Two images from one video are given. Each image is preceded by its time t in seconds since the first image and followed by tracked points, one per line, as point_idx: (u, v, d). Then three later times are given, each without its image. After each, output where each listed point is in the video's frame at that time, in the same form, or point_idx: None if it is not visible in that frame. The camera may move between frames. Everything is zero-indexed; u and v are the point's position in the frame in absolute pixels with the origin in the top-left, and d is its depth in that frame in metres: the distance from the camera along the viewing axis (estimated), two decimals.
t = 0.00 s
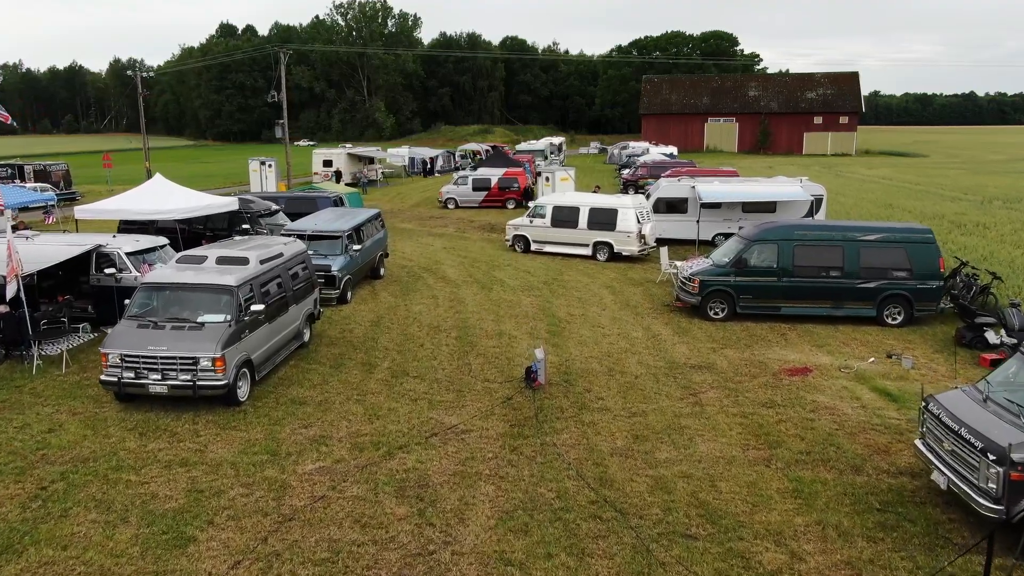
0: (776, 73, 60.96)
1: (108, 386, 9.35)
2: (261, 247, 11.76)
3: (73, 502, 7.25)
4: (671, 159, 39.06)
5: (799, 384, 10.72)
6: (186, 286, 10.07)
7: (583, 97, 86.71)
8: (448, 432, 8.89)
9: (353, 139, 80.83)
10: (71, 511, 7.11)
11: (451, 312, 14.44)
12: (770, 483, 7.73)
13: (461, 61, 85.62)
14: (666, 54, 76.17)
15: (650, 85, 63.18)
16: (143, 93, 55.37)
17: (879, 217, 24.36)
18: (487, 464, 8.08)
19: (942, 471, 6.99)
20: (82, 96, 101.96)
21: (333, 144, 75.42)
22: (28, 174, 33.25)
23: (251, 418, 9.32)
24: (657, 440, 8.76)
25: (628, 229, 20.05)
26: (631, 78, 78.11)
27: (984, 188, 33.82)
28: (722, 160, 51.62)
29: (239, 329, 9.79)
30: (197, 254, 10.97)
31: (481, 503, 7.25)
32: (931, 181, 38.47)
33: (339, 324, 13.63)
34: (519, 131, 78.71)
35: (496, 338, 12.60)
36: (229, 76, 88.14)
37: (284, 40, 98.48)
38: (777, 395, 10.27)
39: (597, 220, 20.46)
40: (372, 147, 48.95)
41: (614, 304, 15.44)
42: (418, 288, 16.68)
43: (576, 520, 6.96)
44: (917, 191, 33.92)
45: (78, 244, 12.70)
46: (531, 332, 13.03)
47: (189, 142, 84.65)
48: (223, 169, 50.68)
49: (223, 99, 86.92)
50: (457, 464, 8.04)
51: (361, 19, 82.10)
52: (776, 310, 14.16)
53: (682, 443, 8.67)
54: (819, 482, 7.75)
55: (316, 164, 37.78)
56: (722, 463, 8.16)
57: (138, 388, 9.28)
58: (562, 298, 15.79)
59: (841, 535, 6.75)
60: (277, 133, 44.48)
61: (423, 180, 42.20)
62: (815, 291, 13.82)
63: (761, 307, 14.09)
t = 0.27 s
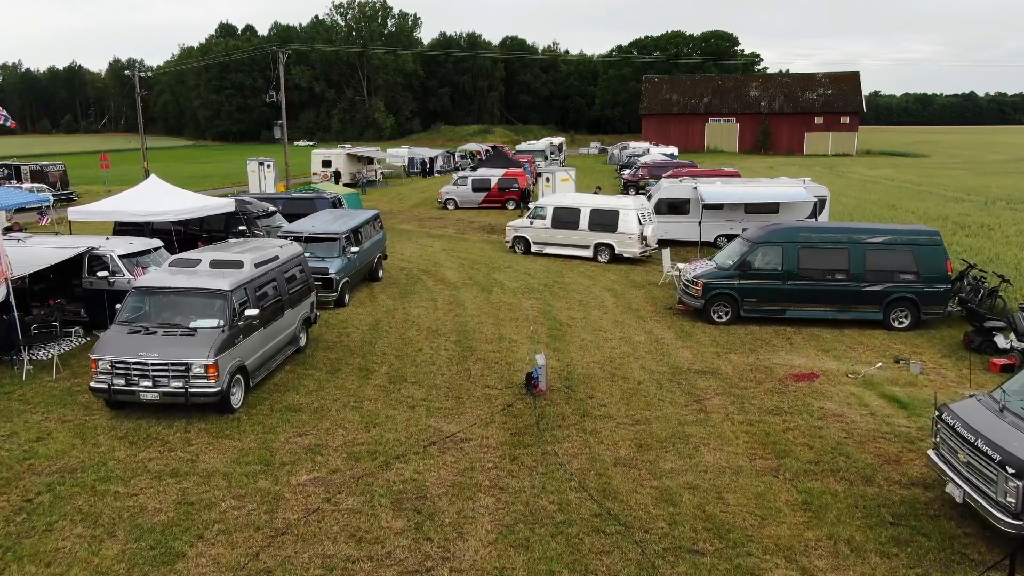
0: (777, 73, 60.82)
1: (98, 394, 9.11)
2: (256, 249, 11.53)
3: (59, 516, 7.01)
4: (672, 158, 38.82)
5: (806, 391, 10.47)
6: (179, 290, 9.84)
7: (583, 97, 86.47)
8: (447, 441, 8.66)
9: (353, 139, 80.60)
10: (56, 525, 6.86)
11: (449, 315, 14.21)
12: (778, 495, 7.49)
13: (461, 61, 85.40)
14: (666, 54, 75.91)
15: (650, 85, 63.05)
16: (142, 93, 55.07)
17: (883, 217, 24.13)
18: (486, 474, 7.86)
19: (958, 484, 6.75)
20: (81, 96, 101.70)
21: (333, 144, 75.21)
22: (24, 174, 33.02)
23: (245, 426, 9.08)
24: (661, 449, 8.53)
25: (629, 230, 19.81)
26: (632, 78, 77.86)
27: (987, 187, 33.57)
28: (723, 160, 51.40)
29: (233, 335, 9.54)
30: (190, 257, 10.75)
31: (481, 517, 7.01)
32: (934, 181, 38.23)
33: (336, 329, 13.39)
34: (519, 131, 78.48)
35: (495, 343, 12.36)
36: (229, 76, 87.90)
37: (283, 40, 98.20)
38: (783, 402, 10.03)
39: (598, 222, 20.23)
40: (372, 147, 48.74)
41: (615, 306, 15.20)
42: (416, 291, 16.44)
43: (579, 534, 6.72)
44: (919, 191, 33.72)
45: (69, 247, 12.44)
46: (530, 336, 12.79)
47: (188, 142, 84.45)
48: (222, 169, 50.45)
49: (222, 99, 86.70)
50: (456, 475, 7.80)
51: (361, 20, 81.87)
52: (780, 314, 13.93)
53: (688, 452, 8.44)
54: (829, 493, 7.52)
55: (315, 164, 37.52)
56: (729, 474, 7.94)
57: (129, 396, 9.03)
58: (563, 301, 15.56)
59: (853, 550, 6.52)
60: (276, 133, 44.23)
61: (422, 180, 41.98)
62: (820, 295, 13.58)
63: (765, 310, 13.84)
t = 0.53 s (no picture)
0: (777, 73, 60.82)
1: (87, 401, 8.85)
2: (251, 252, 11.31)
3: (44, 530, 6.77)
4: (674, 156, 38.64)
5: (815, 398, 10.20)
6: (171, 295, 9.61)
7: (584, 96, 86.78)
8: (446, 450, 8.42)
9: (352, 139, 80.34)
10: (40, 540, 6.63)
11: (448, 319, 13.95)
12: (788, 507, 7.25)
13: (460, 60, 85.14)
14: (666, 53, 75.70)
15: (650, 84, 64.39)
16: (140, 93, 54.77)
17: (887, 219, 23.87)
18: (486, 485, 7.62)
19: (974, 497, 6.54)
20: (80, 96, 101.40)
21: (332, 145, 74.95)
22: (20, 175, 32.74)
23: (238, 434, 8.86)
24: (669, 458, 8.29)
25: (631, 232, 19.57)
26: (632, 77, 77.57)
27: (991, 184, 33.38)
28: (724, 161, 51.13)
29: (226, 340, 9.32)
30: (183, 261, 10.53)
31: (480, 530, 6.78)
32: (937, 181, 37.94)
33: (333, 333, 13.15)
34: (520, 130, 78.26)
35: (495, 344, 12.10)
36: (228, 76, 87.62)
37: (282, 40, 97.90)
38: (790, 409, 9.80)
39: (599, 223, 20.00)
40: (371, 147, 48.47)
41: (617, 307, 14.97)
42: (415, 294, 16.19)
43: (582, 549, 6.50)
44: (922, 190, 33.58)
45: (60, 250, 12.17)
46: (532, 340, 12.54)
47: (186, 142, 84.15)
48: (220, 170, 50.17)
49: (222, 99, 86.47)
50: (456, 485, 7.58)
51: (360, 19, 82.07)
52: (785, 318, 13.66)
53: (693, 462, 8.21)
54: (839, 505, 7.29)
55: (314, 165, 37.25)
56: (735, 485, 7.70)
57: (118, 403, 8.78)
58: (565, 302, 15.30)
59: (866, 567, 6.30)
60: (275, 133, 43.95)
61: (422, 181, 41.71)
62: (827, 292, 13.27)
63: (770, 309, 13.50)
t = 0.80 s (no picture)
0: (779, 73, 60.32)
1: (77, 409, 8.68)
2: (247, 256, 11.16)
3: (30, 545, 6.61)
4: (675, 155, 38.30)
5: (823, 403, 9.98)
6: (163, 300, 9.41)
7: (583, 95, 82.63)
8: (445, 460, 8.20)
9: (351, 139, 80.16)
10: (26, 555, 6.47)
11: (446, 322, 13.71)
12: (800, 517, 7.08)
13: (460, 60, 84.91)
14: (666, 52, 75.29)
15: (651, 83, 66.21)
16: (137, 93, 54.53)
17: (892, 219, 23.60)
18: (487, 496, 7.40)
19: (991, 510, 6.34)
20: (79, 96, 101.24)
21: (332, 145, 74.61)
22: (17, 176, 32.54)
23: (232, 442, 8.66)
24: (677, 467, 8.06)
25: (632, 234, 19.38)
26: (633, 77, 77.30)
27: (994, 185, 33.13)
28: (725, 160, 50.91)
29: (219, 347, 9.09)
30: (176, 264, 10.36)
31: (481, 546, 6.58)
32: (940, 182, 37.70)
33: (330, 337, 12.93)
34: (519, 130, 77.86)
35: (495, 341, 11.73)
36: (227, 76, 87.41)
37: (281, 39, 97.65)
38: (797, 415, 9.57)
39: (600, 225, 19.83)
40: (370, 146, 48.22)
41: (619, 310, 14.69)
42: (413, 296, 15.96)
43: (587, 566, 6.27)
44: (924, 189, 33.28)
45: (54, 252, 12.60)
46: (532, 343, 12.24)
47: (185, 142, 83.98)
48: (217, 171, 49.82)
49: (220, 98, 86.24)
50: (452, 492, 7.32)
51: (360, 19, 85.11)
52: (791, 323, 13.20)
53: (698, 472, 7.98)
54: (848, 518, 7.08)
55: (312, 165, 37.03)
56: (743, 496, 7.47)
57: (106, 412, 8.26)
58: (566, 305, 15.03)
59: None
60: (273, 133, 43.69)
61: (421, 181, 41.47)
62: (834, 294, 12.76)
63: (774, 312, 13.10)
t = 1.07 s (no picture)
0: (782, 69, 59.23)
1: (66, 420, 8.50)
2: (243, 260, 10.91)
3: None
4: (677, 153, 37.86)
5: (858, 404, 9.00)
6: (154, 305, 9.14)
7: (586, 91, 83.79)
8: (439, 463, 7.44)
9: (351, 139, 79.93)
10: None
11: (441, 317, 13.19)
12: (827, 542, 6.06)
13: (459, 60, 84.78)
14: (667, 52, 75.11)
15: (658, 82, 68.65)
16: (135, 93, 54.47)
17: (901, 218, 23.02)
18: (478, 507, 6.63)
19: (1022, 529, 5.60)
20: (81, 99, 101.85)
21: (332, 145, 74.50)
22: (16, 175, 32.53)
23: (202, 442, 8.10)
24: (690, 481, 7.08)
25: (634, 235, 19.15)
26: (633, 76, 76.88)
27: (1001, 185, 32.74)
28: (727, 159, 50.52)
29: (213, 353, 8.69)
30: (171, 270, 10.19)
31: (481, 567, 5.81)
32: (948, 179, 37.06)
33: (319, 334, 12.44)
34: (520, 131, 77.85)
35: (498, 342, 11.16)
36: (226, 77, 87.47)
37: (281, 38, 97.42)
38: (813, 409, 8.82)
39: (600, 226, 19.62)
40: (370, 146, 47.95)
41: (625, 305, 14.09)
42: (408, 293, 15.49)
43: None
44: (930, 188, 32.87)
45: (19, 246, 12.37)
46: (535, 340, 11.61)
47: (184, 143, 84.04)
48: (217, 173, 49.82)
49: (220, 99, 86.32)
50: (450, 517, 6.35)
51: (358, 19, 85.06)
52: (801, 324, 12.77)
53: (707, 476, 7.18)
54: (874, 526, 6.31)
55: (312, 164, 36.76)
56: (759, 503, 6.66)
57: (83, 424, 6.11)
58: (571, 299, 14.43)
59: None
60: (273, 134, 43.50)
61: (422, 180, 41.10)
62: (848, 298, 12.20)
63: (785, 316, 12.71)
